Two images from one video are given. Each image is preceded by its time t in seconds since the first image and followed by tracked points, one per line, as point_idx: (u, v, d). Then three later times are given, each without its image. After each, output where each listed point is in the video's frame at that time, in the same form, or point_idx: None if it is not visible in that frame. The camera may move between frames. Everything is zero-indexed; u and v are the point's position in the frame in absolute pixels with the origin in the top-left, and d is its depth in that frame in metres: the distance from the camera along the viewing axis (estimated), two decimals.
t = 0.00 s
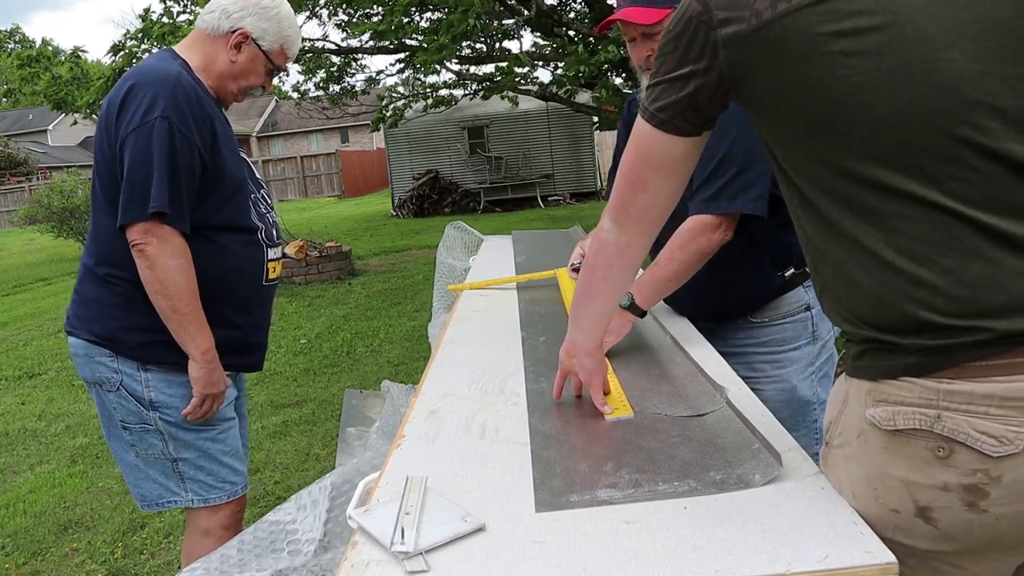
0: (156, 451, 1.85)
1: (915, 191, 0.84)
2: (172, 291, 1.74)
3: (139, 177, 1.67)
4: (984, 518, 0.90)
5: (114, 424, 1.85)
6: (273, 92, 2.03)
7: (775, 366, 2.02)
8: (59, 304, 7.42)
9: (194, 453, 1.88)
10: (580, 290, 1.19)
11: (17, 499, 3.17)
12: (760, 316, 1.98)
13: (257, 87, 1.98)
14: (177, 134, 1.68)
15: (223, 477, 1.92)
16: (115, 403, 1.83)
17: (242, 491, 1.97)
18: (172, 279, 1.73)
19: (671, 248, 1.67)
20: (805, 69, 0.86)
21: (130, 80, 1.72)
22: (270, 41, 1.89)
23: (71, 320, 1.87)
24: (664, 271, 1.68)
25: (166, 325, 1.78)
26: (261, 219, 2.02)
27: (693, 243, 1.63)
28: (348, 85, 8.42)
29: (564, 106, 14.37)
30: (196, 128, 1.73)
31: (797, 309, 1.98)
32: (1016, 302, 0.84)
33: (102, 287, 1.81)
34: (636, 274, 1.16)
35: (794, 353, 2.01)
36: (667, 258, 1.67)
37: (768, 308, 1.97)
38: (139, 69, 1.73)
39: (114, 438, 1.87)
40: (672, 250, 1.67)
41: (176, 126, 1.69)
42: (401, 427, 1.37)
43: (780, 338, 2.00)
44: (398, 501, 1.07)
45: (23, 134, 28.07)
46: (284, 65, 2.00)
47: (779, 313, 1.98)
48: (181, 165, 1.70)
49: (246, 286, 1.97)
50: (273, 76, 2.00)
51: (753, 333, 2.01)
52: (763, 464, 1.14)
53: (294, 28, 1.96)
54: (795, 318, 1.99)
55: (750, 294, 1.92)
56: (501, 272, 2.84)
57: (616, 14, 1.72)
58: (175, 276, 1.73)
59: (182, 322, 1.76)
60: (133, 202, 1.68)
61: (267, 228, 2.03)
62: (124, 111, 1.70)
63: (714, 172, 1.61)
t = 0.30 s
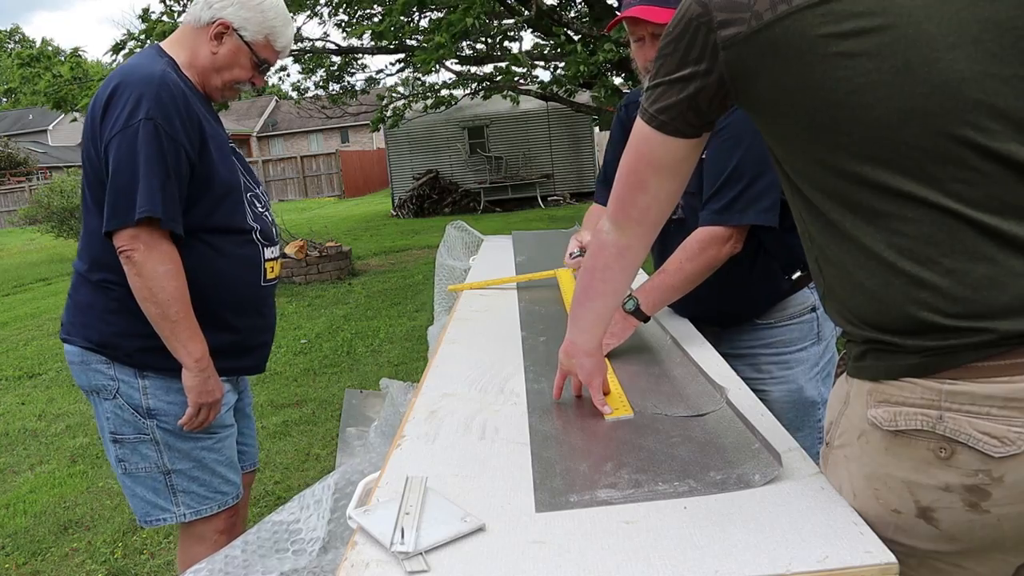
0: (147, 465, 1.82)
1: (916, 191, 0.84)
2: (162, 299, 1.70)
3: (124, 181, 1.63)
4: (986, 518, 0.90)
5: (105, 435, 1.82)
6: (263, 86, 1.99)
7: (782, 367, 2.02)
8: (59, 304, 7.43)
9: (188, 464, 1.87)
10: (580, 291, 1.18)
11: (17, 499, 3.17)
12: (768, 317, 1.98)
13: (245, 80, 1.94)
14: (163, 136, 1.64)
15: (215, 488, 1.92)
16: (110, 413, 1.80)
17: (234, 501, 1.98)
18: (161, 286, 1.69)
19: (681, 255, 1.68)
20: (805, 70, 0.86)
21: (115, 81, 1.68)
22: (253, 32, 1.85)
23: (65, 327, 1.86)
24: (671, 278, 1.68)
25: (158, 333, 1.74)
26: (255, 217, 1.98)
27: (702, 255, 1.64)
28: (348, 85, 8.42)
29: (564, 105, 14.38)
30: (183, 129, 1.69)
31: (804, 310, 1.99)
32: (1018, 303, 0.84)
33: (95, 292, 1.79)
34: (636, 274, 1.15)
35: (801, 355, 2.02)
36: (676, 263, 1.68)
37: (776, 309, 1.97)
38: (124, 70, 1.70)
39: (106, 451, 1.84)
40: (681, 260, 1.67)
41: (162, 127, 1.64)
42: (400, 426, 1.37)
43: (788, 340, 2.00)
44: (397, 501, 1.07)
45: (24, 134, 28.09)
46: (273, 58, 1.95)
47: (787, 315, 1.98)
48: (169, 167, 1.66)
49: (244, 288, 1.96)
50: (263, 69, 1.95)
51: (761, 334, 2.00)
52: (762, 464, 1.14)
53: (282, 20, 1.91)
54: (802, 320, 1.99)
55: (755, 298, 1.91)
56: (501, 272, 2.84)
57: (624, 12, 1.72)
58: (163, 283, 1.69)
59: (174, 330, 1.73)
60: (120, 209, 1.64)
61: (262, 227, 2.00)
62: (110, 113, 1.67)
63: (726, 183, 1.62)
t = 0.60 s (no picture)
0: (137, 472, 1.81)
1: (915, 191, 0.84)
2: (144, 310, 1.67)
3: (109, 189, 1.59)
4: (985, 518, 0.90)
5: (93, 444, 1.80)
6: (258, 93, 1.97)
7: (787, 369, 2.02)
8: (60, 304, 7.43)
9: (178, 471, 1.85)
10: (579, 291, 1.18)
11: (17, 499, 3.17)
12: (774, 319, 1.98)
13: (238, 86, 1.92)
14: (150, 143, 1.61)
15: (206, 493, 1.91)
16: (97, 421, 1.79)
17: (226, 505, 1.96)
18: (144, 297, 1.66)
19: (680, 258, 1.68)
20: (804, 70, 0.86)
21: (104, 84, 1.65)
22: (246, 36, 1.82)
23: (53, 334, 1.85)
24: (670, 281, 1.67)
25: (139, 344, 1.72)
26: (245, 226, 1.96)
27: (703, 257, 1.65)
28: (348, 85, 8.42)
29: (564, 105, 14.38)
30: (171, 136, 1.66)
31: (809, 311, 1.99)
32: (1018, 303, 0.84)
33: (82, 299, 1.78)
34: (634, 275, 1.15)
35: (807, 356, 2.03)
36: (676, 267, 1.68)
37: (780, 311, 1.96)
38: (114, 73, 1.66)
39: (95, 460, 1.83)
40: (681, 263, 1.67)
41: (150, 134, 1.61)
42: (400, 427, 1.37)
43: (794, 341, 2.00)
44: (397, 501, 1.07)
45: (24, 134, 28.07)
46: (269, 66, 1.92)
47: (791, 316, 1.98)
48: (155, 176, 1.62)
49: (234, 295, 1.94)
50: (257, 76, 1.93)
51: (766, 336, 2.00)
52: (762, 463, 1.14)
53: (280, 28, 1.88)
54: (808, 320, 2.00)
55: (754, 298, 1.91)
56: (501, 272, 2.84)
57: (623, 6, 1.73)
58: (146, 294, 1.66)
59: (154, 342, 1.70)
60: (104, 217, 1.60)
61: (253, 236, 1.98)
62: (97, 117, 1.64)
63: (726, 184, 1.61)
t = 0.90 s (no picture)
0: (135, 476, 1.81)
1: (915, 188, 0.84)
2: (131, 320, 1.65)
3: (90, 199, 1.58)
4: (986, 517, 0.90)
5: (92, 448, 1.80)
6: (244, 85, 1.90)
7: (785, 369, 2.02)
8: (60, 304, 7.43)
9: (177, 474, 1.85)
10: (579, 291, 1.18)
11: (17, 499, 3.17)
12: (772, 319, 1.98)
13: (223, 80, 1.86)
14: (130, 150, 1.59)
15: (206, 497, 1.91)
16: (95, 426, 1.79)
17: (227, 508, 1.96)
18: (129, 307, 1.64)
19: (678, 258, 1.68)
20: (805, 68, 0.86)
21: (83, 92, 1.63)
22: (224, 28, 1.76)
23: (49, 339, 1.85)
24: (668, 282, 1.68)
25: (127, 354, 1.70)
26: (235, 226, 1.94)
27: (700, 258, 1.65)
28: (348, 85, 8.43)
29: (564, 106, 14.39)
30: (152, 142, 1.63)
31: (807, 312, 1.99)
32: (1018, 301, 0.84)
33: (76, 304, 1.78)
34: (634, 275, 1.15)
35: (805, 356, 2.02)
36: (673, 267, 1.69)
37: (778, 311, 1.97)
38: (92, 80, 1.65)
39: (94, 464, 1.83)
40: (680, 263, 1.68)
41: (129, 141, 1.59)
42: (400, 427, 1.37)
43: (793, 342, 1.99)
44: (397, 501, 1.07)
45: (24, 134, 28.07)
46: (251, 55, 1.85)
47: (790, 316, 1.97)
48: (137, 183, 1.60)
49: (226, 296, 1.92)
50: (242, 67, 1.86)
51: (765, 337, 2.00)
52: (762, 464, 1.14)
53: (256, 14, 1.81)
54: (806, 321, 2.00)
55: (754, 298, 1.90)
56: (501, 272, 2.84)
57: (618, 6, 1.73)
58: (132, 304, 1.65)
59: (141, 351, 1.68)
60: (86, 229, 1.59)
61: (244, 235, 1.96)
62: (78, 126, 1.62)
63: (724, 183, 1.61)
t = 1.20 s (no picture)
0: (135, 479, 1.81)
1: (920, 186, 0.84)
2: (124, 319, 1.65)
3: (75, 200, 1.58)
4: (989, 515, 0.90)
5: (92, 451, 1.80)
6: (223, 77, 1.87)
7: (789, 370, 2.02)
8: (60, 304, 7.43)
9: (177, 476, 1.85)
10: (581, 291, 1.18)
11: (17, 499, 3.17)
12: (775, 320, 1.98)
13: (200, 73, 1.83)
14: (111, 149, 1.59)
15: (206, 499, 1.91)
16: (94, 428, 1.79)
17: (226, 509, 1.96)
18: (121, 306, 1.64)
19: (678, 260, 1.68)
20: (809, 67, 0.86)
21: (62, 95, 1.64)
22: (194, 19, 1.73)
23: (47, 342, 1.85)
24: (668, 283, 1.68)
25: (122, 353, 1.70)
26: (225, 221, 1.93)
27: (701, 260, 1.64)
28: (348, 85, 8.43)
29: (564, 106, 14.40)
30: (133, 140, 1.63)
31: (810, 311, 1.99)
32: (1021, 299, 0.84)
33: (72, 307, 1.78)
34: (636, 275, 1.15)
35: (808, 356, 2.02)
36: (673, 269, 1.68)
37: (781, 312, 1.97)
38: (71, 83, 1.65)
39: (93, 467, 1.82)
40: (679, 264, 1.68)
41: (110, 140, 1.59)
42: (400, 427, 1.37)
43: (795, 342, 2.00)
44: (398, 501, 1.07)
45: (24, 133, 28.08)
46: (226, 45, 1.82)
47: (792, 316, 1.98)
48: (120, 182, 1.60)
49: (220, 291, 1.91)
50: (218, 59, 1.83)
51: (767, 338, 2.00)
52: (762, 464, 1.14)
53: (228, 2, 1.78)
54: (808, 321, 2.00)
55: (755, 298, 1.90)
56: (501, 272, 2.84)
57: (608, 10, 1.75)
58: (124, 302, 1.64)
59: (136, 348, 1.67)
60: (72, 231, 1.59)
61: (235, 230, 1.95)
62: (60, 129, 1.62)
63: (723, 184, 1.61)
